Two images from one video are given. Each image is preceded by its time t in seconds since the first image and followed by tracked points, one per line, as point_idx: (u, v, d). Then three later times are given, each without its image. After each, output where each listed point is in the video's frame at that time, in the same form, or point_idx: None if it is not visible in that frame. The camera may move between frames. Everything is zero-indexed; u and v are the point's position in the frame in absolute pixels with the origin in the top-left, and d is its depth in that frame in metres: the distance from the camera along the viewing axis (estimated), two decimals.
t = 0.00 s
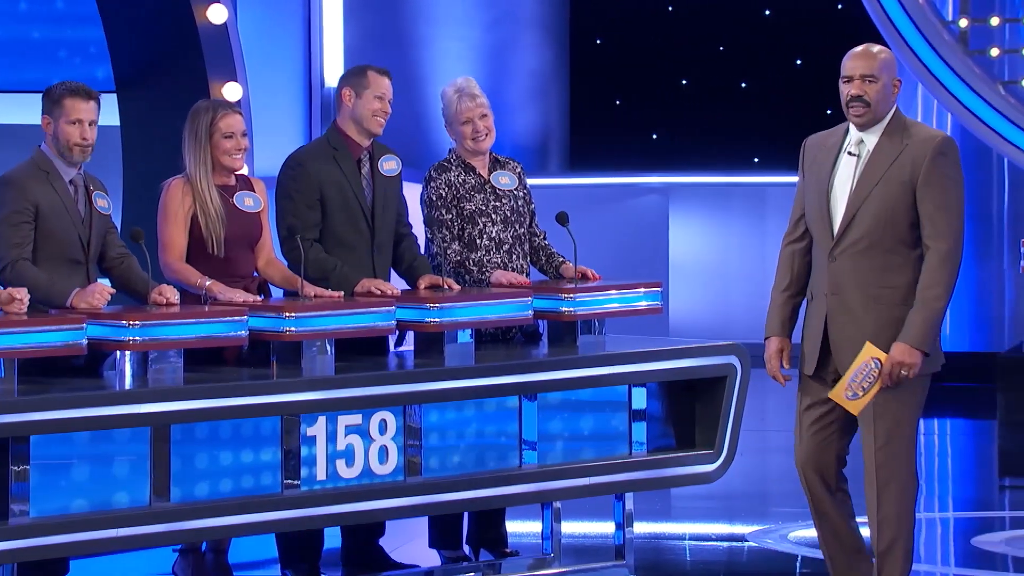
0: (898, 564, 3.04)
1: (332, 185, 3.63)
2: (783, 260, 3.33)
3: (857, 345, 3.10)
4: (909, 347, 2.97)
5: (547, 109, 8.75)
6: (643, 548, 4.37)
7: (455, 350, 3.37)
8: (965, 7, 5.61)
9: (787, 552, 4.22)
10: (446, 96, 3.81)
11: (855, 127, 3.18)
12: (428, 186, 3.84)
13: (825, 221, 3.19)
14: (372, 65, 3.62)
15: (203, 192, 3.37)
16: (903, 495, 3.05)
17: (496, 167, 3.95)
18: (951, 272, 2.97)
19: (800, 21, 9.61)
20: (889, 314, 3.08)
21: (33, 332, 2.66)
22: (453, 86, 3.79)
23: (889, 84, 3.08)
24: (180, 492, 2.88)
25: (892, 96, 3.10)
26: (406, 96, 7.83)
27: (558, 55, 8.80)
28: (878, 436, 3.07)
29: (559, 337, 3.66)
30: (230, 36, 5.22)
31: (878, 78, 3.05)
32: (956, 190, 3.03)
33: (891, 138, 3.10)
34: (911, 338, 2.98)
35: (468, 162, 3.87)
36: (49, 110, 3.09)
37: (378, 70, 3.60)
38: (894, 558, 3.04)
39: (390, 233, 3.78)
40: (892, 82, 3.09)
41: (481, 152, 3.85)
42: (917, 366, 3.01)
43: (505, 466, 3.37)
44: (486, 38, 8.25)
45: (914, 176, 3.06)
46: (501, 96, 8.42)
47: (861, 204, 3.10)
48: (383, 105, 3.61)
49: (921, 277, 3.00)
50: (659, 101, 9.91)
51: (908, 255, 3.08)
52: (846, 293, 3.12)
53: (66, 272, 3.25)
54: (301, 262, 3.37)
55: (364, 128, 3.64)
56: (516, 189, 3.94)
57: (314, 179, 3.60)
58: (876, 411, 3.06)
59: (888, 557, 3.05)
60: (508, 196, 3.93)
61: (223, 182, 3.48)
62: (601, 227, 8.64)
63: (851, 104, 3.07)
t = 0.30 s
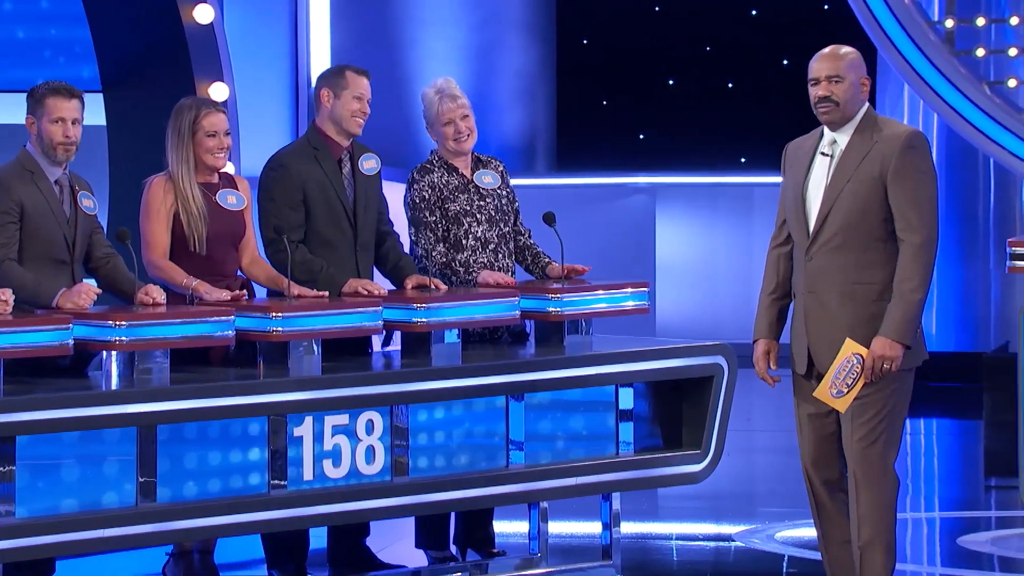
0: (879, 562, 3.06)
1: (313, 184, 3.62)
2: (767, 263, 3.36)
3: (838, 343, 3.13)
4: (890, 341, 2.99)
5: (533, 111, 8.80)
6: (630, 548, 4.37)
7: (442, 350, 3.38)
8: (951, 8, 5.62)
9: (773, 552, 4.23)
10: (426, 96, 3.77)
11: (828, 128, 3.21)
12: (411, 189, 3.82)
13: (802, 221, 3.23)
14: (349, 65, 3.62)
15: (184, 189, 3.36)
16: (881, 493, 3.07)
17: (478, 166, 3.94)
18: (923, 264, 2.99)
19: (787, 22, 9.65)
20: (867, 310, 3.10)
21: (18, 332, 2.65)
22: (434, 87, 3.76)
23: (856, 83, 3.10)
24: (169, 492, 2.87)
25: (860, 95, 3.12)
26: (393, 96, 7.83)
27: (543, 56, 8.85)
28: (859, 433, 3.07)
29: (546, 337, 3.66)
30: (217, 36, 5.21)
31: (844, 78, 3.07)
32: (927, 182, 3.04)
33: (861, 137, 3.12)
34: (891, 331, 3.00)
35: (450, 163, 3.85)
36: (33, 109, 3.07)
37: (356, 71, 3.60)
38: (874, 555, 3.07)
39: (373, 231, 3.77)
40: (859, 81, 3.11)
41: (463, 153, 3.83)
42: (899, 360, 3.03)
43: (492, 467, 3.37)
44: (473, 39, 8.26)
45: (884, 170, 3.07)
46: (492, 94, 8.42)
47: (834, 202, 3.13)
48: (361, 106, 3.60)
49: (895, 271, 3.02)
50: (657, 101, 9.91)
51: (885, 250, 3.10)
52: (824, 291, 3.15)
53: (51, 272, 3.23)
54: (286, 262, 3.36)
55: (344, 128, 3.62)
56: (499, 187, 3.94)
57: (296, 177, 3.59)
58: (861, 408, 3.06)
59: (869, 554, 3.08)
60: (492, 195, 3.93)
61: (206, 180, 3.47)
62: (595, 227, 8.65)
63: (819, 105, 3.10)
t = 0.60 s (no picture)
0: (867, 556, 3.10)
1: (298, 185, 3.61)
2: (756, 268, 3.39)
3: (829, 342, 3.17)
4: (877, 338, 3.05)
5: (522, 112, 8.84)
6: (618, 548, 4.37)
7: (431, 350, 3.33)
8: (938, 8, 5.63)
9: (761, 552, 4.24)
10: (410, 98, 3.77)
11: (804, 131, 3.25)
12: (395, 190, 3.82)
13: (788, 225, 3.26)
14: (331, 65, 3.59)
15: (165, 188, 3.35)
16: (869, 486, 3.10)
17: (462, 167, 3.94)
18: (910, 259, 3.03)
19: (774, 22, 9.68)
20: (857, 308, 3.14)
21: (5, 333, 2.63)
22: (417, 89, 3.76)
23: (827, 85, 3.13)
24: (158, 492, 2.87)
25: (833, 96, 3.15)
26: (380, 95, 7.83)
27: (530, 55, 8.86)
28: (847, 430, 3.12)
29: (533, 337, 3.66)
30: (203, 35, 5.20)
31: (813, 82, 3.11)
32: (908, 178, 3.09)
33: (840, 138, 3.16)
34: (876, 329, 3.05)
35: (434, 165, 3.86)
36: (17, 110, 3.05)
37: (335, 70, 3.57)
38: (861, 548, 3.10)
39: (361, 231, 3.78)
40: (830, 82, 3.14)
41: (447, 155, 3.84)
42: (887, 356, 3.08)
43: (479, 467, 3.36)
44: (461, 39, 8.29)
45: (866, 169, 3.11)
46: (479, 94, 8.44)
47: (819, 203, 3.16)
48: (342, 106, 3.58)
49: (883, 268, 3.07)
50: (653, 102, 9.95)
51: (871, 248, 3.14)
52: (813, 292, 3.18)
53: (36, 272, 3.21)
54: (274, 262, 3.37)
55: (325, 128, 3.60)
56: (483, 188, 3.92)
57: (280, 180, 3.58)
58: (849, 406, 3.11)
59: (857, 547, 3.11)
60: (475, 196, 3.92)
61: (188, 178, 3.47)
62: (581, 227, 8.65)
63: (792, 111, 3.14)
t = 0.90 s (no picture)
0: (861, 548, 3.13)
1: (289, 186, 3.61)
2: (745, 269, 3.40)
3: (825, 340, 3.19)
4: (878, 334, 3.07)
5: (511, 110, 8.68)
6: (607, 548, 4.37)
7: (420, 350, 3.36)
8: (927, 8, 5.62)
9: (750, 551, 4.24)
10: (396, 101, 3.77)
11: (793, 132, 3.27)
12: (381, 192, 3.82)
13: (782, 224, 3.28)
14: (305, 65, 3.58)
15: (152, 190, 3.33)
16: (862, 479, 3.13)
17: (447, 169, 3.93)
18: (908, 255, 3.07)
19: (763, 23, 9.72)
20: (854, 305, 3.17)
21: None
22: (404, 91, 3.76)
23: (816, 85, 3.15)
24: (149, 493, 2.86)
25: (822, 96, 3.17)
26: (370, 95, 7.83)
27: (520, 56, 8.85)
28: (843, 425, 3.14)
29: (523, 337, 3.66)
30: (192, 34, 5.18)
31: (803, 82, 3.13)
32: (901, 175, 3.13)
33: (832, 136, 3.19)
34: (877, 325, 3.08)
35: (421, 167, 3.85)
36: (4, 110, 3.05)
37: (312, 69, 3.55)
38: (856, 540, 3.13)
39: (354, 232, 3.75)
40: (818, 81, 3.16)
41: (434, 158, 3.83)
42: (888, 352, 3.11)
43: (469, 467, 3.35)
44: (451, 40, 8.21)
45: (859, 167, 3.14)
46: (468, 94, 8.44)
47: (814, 202, 3.19)
48: (322, 105, 3.56)
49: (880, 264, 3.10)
50: (642, 102, 9.97)
51: (866, 246, 3.18)
52: (810, 290, 3.20)
53: (25, 273, 3.19)
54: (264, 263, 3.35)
55: (311, 129, 3.59)
56: (468, 191, 3.93)
57: (269, 180, 3.58)
58: (850, 403, 3.13)
59: (851, 539, 3.14)
60: (461, 198, 3.92)
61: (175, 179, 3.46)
62: (568, 227, 8.72)
63: (784, 113, 3.15)
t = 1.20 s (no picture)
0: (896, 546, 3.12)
1: (281, 188, 3.60)
2: (744, 264, 3.40)
3: (827, 338, 3.19)
4: (880, 334, 3.07)
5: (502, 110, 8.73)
6: (598, 548, 4.37)
7: (410, 351, 3.32)
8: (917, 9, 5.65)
9: (741, 551, 4.25)
10: (388, 101, 3.75)
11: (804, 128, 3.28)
12: (372, 192, 3.84)
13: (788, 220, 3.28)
14: (298, 66, 3.56)
15: (142, 194, 3.32)
16: (886, 479, 3.12)
17: (436, 173, 3.94)
18: (914, 256, 3.08)
19: (753, 24, 9.76)
20: (857, 304, 3.17)
21: None
22: (397, 92, 3.74)
23: (830, 82, 3.17)
24: (141, 492, 2.85)
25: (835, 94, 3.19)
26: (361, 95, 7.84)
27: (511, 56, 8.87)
28: (854, 428, 3.14)
29: (514, 337, 3.65)
30: (182, 34, 5.19)
31: (818, 80, 3.14)
32: (910, 176, 3.14)
33: (843, 135, 3.20)
34: (880, 325, 3.08)
35: (411, 169, 3.85)
36: None
37: (303, 72, 3.53)
38: (891, 540, 3.12)
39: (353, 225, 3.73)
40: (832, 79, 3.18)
41: (424, 160, 3.82)
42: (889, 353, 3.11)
43: (460, 467, 3.35)
44: (442, 39, 8.29)
45: (870, 167, 3.15)
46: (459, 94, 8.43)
47: (822, 199, 3.19)
48: (312, 108, 3.54)
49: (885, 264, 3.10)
50: (632, 102, 9.99)
51: (871, 246, 3.18)
52: (814, 287, 3.20)
53: (14, 272, 3.18)
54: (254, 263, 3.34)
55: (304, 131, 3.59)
56: (456, 195, 3.93)
57: (260, 182, 3.57)
58: (853, 401, 3.14)
59: (888, 541, 3.13)
60: (449, 202, 3.91)
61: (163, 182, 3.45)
62: (559, 226, 8.67)
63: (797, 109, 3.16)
